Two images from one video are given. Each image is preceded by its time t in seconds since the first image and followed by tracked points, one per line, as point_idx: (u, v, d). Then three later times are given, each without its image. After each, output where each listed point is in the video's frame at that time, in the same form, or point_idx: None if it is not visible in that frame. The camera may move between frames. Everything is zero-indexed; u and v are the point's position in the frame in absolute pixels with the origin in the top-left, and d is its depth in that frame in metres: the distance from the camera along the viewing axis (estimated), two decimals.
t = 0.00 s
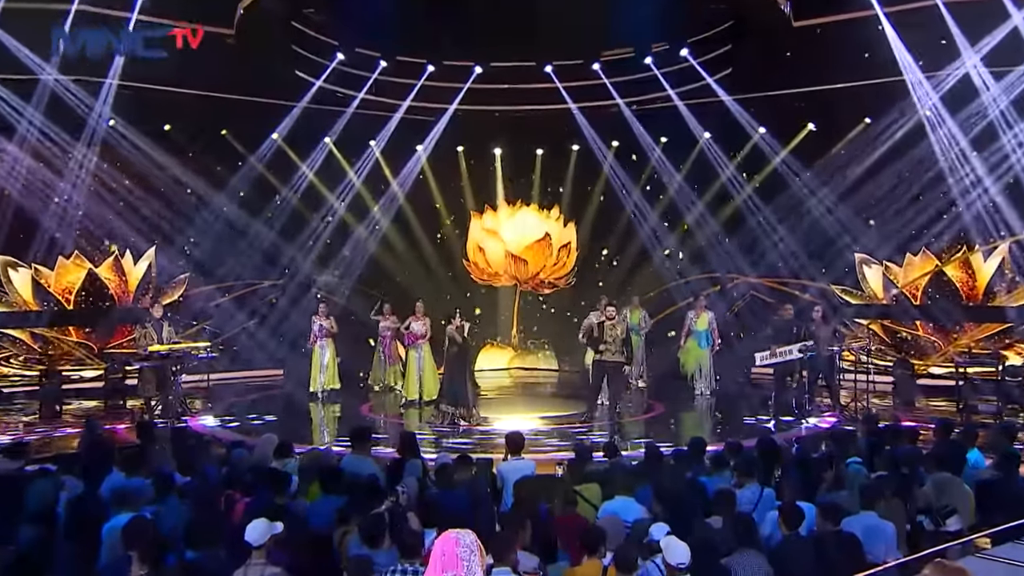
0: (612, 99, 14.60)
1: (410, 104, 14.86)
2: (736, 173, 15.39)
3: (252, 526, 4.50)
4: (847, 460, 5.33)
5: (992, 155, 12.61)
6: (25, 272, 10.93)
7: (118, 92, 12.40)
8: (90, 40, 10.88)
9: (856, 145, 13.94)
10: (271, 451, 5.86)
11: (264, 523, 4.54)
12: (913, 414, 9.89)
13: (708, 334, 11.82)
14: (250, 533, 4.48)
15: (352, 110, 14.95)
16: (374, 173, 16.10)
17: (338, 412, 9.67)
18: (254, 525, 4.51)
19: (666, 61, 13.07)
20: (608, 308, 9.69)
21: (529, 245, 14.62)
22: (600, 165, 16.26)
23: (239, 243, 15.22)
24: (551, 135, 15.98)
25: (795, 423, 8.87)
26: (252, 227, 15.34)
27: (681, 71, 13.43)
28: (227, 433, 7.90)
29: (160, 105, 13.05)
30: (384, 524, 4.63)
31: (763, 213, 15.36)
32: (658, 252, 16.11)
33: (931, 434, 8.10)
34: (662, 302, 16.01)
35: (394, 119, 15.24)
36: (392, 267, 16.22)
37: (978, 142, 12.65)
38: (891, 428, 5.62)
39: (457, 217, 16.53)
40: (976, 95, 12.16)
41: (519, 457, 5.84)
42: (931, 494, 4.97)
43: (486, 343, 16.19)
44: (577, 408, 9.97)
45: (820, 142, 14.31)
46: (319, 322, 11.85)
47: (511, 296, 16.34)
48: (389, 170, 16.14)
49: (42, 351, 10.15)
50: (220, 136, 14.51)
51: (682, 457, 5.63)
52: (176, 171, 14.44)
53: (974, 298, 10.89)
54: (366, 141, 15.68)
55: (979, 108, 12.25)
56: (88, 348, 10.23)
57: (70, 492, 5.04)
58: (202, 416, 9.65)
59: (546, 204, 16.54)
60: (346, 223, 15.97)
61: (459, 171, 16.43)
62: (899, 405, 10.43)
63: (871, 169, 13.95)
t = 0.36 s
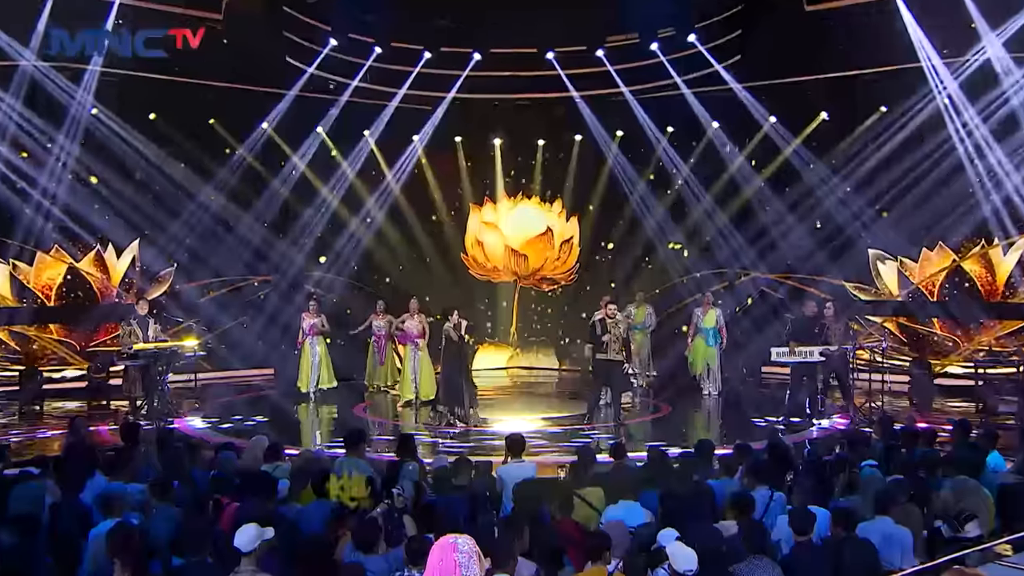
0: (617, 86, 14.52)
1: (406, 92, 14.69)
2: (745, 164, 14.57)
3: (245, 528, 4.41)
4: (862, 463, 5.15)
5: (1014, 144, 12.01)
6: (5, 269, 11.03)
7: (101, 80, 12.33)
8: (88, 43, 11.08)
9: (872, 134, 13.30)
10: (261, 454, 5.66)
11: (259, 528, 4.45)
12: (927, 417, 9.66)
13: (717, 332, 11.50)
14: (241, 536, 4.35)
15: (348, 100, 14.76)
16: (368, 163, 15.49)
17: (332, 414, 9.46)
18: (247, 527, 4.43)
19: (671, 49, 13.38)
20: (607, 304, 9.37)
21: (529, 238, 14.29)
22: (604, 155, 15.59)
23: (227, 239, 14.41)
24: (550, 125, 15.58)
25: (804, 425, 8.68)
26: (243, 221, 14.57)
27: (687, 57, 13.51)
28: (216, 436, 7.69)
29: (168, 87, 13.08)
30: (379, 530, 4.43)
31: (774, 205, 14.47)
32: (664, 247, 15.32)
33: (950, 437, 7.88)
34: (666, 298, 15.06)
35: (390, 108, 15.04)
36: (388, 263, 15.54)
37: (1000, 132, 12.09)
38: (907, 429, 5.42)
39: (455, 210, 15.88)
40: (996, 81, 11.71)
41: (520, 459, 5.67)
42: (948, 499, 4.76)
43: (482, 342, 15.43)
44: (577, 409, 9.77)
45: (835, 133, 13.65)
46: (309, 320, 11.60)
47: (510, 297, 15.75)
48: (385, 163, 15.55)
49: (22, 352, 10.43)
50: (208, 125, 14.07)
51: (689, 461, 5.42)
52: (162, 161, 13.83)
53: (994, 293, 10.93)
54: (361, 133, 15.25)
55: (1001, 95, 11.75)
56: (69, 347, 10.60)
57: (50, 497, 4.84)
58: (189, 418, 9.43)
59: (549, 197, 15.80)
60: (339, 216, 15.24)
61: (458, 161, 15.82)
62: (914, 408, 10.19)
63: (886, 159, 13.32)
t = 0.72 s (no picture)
0: (622, 72, 14.01)
1: (402, 77, 14.16)
2: (756, 154, 14.07)
3: (233, 532, 4.36)
4: (875, 464, 4.92)
5: None
6: None
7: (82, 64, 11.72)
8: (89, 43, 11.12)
9: (885, 123, 12.83)
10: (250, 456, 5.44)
11: (250, 532, 4.41)
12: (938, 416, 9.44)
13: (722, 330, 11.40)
14: (230, 541, 4.31)
15: (341, 88, 14.15)
16: (362, 154, 14.71)
17: (326, 415, 9.23)
18: (234, 530, 4.38)
19: (677, 33, 13.19)
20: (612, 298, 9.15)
21: (530, 232, 14.15)
22: (608, 143, 14.96)
23: (217, 232, 13.85)
24: (550, 113, 14.97)
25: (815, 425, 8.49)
26: (232, 213, 13.93)
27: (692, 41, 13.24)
28: (207, 437, 7.47)
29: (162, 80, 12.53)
30: (374, 534, 4.23)
31: (785, 198, 14.01)
32: (671, 242, 14.71)
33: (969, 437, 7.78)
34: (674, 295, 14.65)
35: (386, 96, 14.39)
36: (377, 254, 14.70)
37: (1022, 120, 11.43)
38: (923, 429, 5.22)
39: (452, 201, 15.13)
40: (1018, 67, 11.11)
41: (520, 462, 5.46)
42: (966, 503, 4.58)
43: (482, 338, 15.31)
44: (578, 409, 9.55)
45: (849, 122, 13.20)
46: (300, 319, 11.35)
47: (511, 291, 15.38)
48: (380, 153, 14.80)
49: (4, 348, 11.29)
50: (196, 114, 13.41)
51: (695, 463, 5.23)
52: (148, 149, 13.16)
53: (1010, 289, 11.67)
54: (354, 121, 14.51)
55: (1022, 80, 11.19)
56: (54, 339, 11.61)
57: (29, 500, 4.65)
58: (174, 418, 9.24)
59: (549, 189, 15.21)
60: (333, 210, 14.47)
61: (453, 151, 15.11)
62: (930, 407, 9.94)
63: (902, 148, 12.78)
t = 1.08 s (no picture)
0: (626, 59, 13.81)
1: (398, 63, 13.93)
2: (764, 143, 13.86)
3: (225, 538, 4.35)
4: (891, 467, 4.73)
5: None
6: None
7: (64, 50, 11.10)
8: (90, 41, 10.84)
9: (898, 113, 12.33)
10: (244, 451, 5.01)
11: (241, 537, 4.37)
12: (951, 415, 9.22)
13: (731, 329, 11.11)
14: (222, 545, 4.30)
15: (334, 74, 13.99)
16: (356, 143, 14.79)
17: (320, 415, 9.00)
18: (227, 536, 4.38)
19: (685, 19, 12.69)
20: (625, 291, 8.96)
21: (530, 225, 14.53)
22: (613, 133, 14.94)
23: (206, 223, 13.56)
24: (551, 102, 14.89)
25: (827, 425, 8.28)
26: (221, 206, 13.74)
27: (703, 27, 12.83)
28: (197, 439, 7.25)
29: (155, 69, 12.24)
30: (369, 539, 4.06)
31: (796, 188, 13.74)
32: (678, 233, 14.76)
33: (986, 438, 7.62)
34: (682, 288, 14.59)
35: (378, 82, 14.23)
36: (380, 250, 15.03)
37: None
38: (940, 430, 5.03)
39: (452, 190, 15.23)
40: None
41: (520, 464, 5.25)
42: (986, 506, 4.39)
43: (480, 336, 15.17)
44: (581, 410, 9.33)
45: (863, 110, 12.74)
46: (292, 314, 11.29)
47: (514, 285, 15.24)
48: (372, 142, 14.85)
49: None
50: (183, 101, 13.09)
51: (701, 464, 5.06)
52: (132, 138, 12.75)
53: None
54: (347, 108, 14.45)
55: None
56: (34, 337, 11.36)
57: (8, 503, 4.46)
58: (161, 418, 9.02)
59: (552, 178, 15.21)
60: (325, 200, 14.71)
61: (455, 142, 15.09)
62: (944, 406, 9.71)
63: (920, 138, 12.21)
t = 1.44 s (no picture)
0: (632, 42, 12.16)
1: (392, 48, 12.21)
2: (776, 130, 12.68)
3: (213, 541, 3.99)
4: (909, 469, 4.56)
5: None
6: None
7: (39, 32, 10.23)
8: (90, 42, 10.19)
9: (916, 99, 11.41)
10: (220, 459, 5.13)
11: (229, 542, 4.01)
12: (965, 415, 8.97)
13: (741, 324, 10.94)
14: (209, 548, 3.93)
15: (326, 58, 12.46)
16: (349, 131, 13.39)
17: (309, 415, 8.77)
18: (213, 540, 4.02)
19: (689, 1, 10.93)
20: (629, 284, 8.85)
21: (529, 218, 13.49)
22: (617, 120, 13.42)
23: (191, 216, 12.78)
24: (556, 87, 13.26)
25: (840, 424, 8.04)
26: (206, 196, 12.81)
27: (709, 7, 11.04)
28: (186, 440, 7.03)
29: (133, 69, 11.47)
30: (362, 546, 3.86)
31: (811, 177, 12.57)
32: (685, 224, 13.34)
33: (1007, 439, 7.36)
34: (679, 287, 13.29)
35: (373, 68, 12.62)
36: (368, 240, 13.58)
37: None
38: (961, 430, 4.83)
39: (446, 181, 13.69)
40: None
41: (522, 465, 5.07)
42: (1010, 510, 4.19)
43: (480, 333, 14.07)
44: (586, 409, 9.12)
45: (885, 92, 11.67)
46: (283, 309, 11.03)
47: (511, 284, 13.85)
48: (367, 129, 13.41)
49: None
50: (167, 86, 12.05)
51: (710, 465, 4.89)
52: (114, 126, 11.86)
53: None
54: (341, 95, 13.07)
55: None
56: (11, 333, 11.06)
57: None
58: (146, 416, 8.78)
59: (553, 169, 13.62)
60: (316, 189, 13.44)
61: (449, 130, 13.58)
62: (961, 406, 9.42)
63: (940, 124, 11.26)
